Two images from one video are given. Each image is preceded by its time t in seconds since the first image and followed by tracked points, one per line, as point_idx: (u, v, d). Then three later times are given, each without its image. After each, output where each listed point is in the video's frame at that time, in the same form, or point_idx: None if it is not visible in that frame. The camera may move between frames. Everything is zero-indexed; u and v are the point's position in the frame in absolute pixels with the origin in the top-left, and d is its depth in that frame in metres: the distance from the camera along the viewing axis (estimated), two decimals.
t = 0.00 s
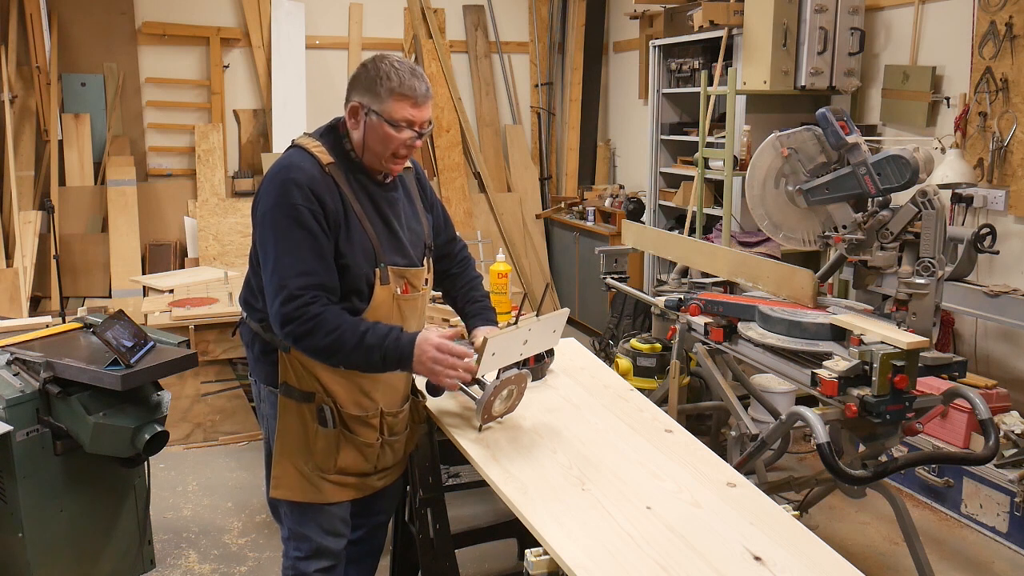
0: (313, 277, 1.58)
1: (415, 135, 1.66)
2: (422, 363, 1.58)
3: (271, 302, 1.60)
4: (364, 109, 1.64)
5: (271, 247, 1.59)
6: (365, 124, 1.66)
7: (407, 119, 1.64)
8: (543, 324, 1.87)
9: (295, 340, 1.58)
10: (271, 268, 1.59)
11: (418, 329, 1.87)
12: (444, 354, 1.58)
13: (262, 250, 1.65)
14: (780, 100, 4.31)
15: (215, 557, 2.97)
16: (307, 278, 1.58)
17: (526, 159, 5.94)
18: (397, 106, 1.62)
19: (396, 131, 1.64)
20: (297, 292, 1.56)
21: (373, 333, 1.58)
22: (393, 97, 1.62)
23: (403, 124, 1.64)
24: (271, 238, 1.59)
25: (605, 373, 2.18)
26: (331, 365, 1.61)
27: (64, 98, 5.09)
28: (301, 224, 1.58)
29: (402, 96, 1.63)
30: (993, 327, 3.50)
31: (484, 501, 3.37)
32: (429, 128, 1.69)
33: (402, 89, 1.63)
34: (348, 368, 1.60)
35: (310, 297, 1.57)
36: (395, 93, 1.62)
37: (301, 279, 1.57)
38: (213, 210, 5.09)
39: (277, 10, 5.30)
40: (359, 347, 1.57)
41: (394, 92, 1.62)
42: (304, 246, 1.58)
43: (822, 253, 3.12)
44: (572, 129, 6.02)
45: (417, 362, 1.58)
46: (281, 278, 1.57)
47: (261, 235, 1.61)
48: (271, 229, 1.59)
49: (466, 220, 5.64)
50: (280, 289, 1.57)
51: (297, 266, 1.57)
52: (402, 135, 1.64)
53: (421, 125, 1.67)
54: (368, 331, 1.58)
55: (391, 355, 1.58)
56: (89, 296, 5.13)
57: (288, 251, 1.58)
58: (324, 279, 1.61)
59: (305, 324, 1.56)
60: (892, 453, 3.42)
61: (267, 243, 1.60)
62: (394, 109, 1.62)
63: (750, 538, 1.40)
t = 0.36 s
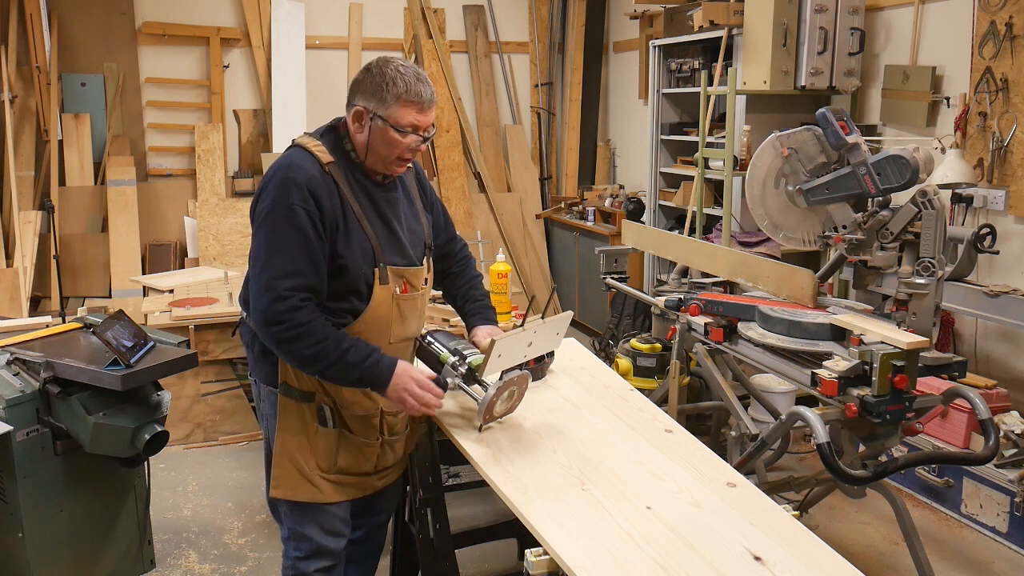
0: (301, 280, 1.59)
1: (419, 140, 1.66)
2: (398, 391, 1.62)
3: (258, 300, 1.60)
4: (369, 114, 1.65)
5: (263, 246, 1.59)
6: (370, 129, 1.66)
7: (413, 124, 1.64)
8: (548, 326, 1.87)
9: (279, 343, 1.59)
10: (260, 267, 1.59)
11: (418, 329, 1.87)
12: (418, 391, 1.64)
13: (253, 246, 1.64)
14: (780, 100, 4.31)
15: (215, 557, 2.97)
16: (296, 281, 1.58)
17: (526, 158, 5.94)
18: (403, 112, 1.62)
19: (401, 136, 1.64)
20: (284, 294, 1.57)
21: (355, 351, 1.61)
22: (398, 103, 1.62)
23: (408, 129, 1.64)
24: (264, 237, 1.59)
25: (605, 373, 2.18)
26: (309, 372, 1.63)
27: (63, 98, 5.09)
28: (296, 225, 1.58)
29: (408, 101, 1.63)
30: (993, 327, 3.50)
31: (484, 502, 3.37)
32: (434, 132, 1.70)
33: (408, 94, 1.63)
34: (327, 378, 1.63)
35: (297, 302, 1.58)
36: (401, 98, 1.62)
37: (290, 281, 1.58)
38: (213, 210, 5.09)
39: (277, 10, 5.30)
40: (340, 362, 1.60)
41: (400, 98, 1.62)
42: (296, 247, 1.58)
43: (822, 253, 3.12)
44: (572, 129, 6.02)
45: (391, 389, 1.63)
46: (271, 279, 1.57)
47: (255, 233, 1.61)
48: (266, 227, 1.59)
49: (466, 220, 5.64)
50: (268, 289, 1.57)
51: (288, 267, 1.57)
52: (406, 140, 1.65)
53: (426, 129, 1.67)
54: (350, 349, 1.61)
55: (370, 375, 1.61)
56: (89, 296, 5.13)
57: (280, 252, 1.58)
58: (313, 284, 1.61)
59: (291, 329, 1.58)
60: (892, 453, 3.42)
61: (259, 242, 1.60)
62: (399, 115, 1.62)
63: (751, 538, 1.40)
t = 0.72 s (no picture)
0: (307, 282, 1.59)
1: (415, 144, 1.66)
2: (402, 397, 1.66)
3: (262, 302, 1.60)
4: (365, 118, 1.64)
5: (266, 248, 1.59)
6: (366, 133, 1.66)
7: (409, 129, 1.64)
8: (547, 326, 1.87)
9: (284, 346, 1.59)
10: (264, 269, 1.59)
11: (418, 329, 1.87)
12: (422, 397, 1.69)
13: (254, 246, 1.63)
14: (780, 100, 4.31)
15: (215, 557, 2.97)
16: (301, 283, 1.59)
17: (526, 158, 5.94)
18: (398, 117, 1.62)
19: (397, 141, 1.64)
20: (291, 297, 1.57)
21: (360, 357, 1.63)
22: (394, 108, 1.62)
23: (404, 134, 1.64)
24: (267, 238, 1.59)
25: (605, 373, 2.18)
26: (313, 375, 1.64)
27: (63, 98, 5.09)
28: (299, 226, 1.58)
29: (404, 106, 1.62)
30: (993, 327, 3.50)
31: (484, 502, 3.37)
32: (432, 135, 1.69)
33: (403, 100, 1.62)
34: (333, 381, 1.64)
35: (303, 306, 1.58)
36: (396, 103, 1.61)
37: (296, 283, 1.58)
38: (213, 210, 5.09)
39: (277, 10, 5.30)
40: (346, 368, 1.62)
41: (396, 103, 1.62)
42: (301, 249, 1.59)
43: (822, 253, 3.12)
44: (572, 129, 6.02)
45: (396, 393, 1.66)
46: (276, 281, 1.57)
47: (257, 234, 1.61)
48: (267, 228, 1.59)
49: (466, 220, 5.64)
50: (274, 292, 1.57)
51: (293, 269, 1.58)
52: (403, 145, 1.65)
53: (422, 133, 1.67)
54: (356, 355, 1.63)
55: (376, 380, 1.64)
56: (89, 296, 5.13)
57: (283, 254, 1.58)
58: (316, 287, 1.62)
59: (297, 333, 1.58)
60: (892, 453, 3.42)
61: (262, 243, 1.60)
62: (395, 120, 1.62)
63: (751, 538, 1.40)
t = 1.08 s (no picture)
0: (315, 276, 1.59)
1: (415, 144, 1.66)
2: (432, 354, 1.60)
3: (271, 300, 1.59)
4: (365, 119, 1.64)
5: (271, 249, 1.58)
6: (366, 134, 1.66)
7: (409, 130, 1.64)
8: (547, 325, 1.87)
9: (298, 341, 1.58)
10: (271, 271, 1.58)
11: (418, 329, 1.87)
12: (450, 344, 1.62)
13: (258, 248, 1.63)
14: (780, 100, 4.31)
15: (215, 557, 2.97)
16: (310, 278, 1.58)
17: (526, 158, 5.94)
18: (398, 118, 1.62)
19: (397, 141, 1.64)
20: (301, 291, 1.56)
21: (380, 332, 1.59)
22: (394, 109, 1.62)
23: (404, 135, 1.64)
24: (271, 239, 1.58)
25: (605, 373, 2.18)
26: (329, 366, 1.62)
27: (63, 98, 5.09)
28: (303, 224, 1.59)
29: (403, 107, 1.62)
30: (993, 327, 3.50)
31: (484, 502, 3.37)
32: (431, 135, 1.69)
33: (403, 100, 1.62)
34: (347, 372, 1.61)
35: (314, 297, 1.57)
36: (396, 104, 1.61)
37: (305, 277, 1.57)
38: (213, 210, 5.09)
39: (277, 10, 5.30)
40: (367, 345, 1.58)
41: (395, 104, 1.62)
42: (307, 246, 1.59)
43: (822, 253, 3.12)
44: (572, 128, 6.02)
45: (424, 356, 1.60)
46: (284, 278, 1.56)
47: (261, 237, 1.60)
48: (270, 228, 1.58)
49: (466, 220, 5.64)
50: (283, 287, 1.56)
51: (300, 265, 1.57)
52: (403, 145, 1.65)
53: (422, 133, 1.67)
54: (375, 332, 1.59)
55: (401, 351, 1.59)
56: (89, 296, 5.13)
57: (289, 252, 1.57)
58: (324, 281, 1.61)
59: (310, 324, 1.56)
60: (892, 453, 3.42)
61: (266, 245, 1.59)
62: (395, 121, 1.62)
63: (750, 538, 1.40)
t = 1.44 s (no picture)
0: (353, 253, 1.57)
1: (405, 144, 1.66)
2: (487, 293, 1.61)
3: (314, 289, 1.55)
4: (355, 119, 1.65)
5: (299, 242, 1.56)
6: (357, 134, 1.66)
7: (397, 130, 1.64)
8: (562, 332, 1.88)
9: (353, 318, 1.54)
10: (304, 263, 1.56)
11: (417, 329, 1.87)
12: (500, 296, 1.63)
13: (281, 247, 1.60)
14: (780, 100, 4.31)
15: (215, 557, 2.97)
16: (348, 256, 1.56)
17: (526, 159, 5.94)
18: (385, 118, 1.62)
19: (386, 142, 1.64)
20: (346, 267, 1.54)
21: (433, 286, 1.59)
22: (381, 109, 1.62)
23: (393, 135, 1.64)
24: (295, 233, 1.57)
25: (605, 373, 2.18)
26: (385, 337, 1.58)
27: (63, 98, 5.09)
28: (324, 213, 1.59)
29: (391, 107, 1.62)
30: (993, 327, 3.50)
31: (484, 502, 3.37)
32: (423, 134, 1.69)
33: (390, 100, 1.61)
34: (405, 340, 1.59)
35: (360, 270, 1.55)
36: (383, 104, 1.61)
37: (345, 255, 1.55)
38: (212, 210, 5.09)
39: (277, 10, 5.30)
40: (424, 299, 1.56)
41: (383, 104, 1.61)
42: (336, 232, 1.58)
43: (822, 253, 3.12)
44: (572, 128, 6.02)
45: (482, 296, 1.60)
46: (323, 262, 1.54)
47: (283, 235, 1.58)
48: (291, 222, 1.57)
49: (466, 220, 5.64)
50: (328, 270, 1.53)
51: (337, 248, 1.56)
52: (392, 145, 1.65)
53: (413, 133, 1.66)
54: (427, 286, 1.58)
55: (460, 296, 1.58)
56: (89, 296, 5.13)
57: (319, 239, 1.56)
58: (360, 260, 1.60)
59: (364, 295, 1.53)
60: (892, 453, 3.42)
61: (292, 240, 1.57)
62: (383, 121, 1.62)
63: (750, 538, 1.40)
